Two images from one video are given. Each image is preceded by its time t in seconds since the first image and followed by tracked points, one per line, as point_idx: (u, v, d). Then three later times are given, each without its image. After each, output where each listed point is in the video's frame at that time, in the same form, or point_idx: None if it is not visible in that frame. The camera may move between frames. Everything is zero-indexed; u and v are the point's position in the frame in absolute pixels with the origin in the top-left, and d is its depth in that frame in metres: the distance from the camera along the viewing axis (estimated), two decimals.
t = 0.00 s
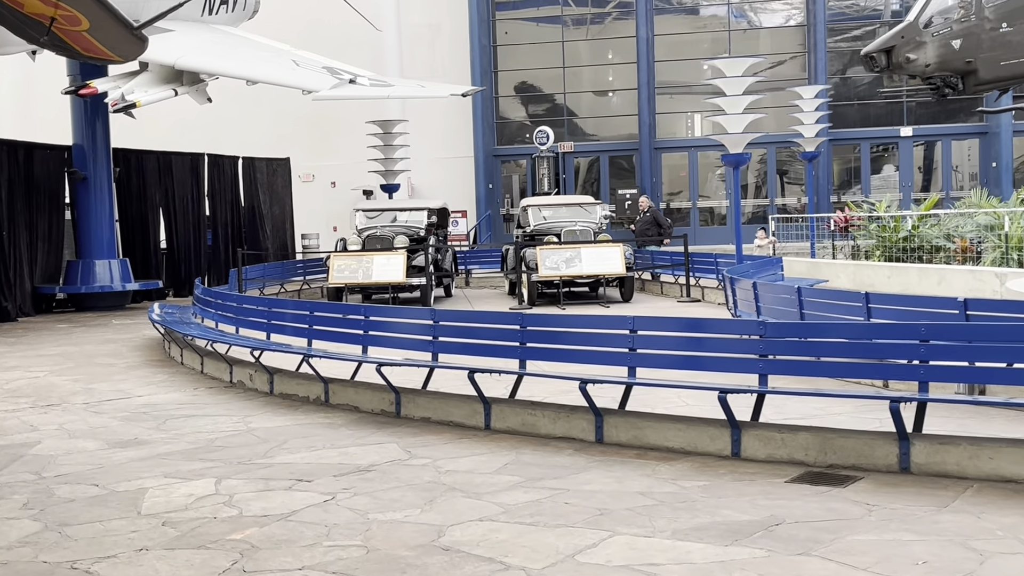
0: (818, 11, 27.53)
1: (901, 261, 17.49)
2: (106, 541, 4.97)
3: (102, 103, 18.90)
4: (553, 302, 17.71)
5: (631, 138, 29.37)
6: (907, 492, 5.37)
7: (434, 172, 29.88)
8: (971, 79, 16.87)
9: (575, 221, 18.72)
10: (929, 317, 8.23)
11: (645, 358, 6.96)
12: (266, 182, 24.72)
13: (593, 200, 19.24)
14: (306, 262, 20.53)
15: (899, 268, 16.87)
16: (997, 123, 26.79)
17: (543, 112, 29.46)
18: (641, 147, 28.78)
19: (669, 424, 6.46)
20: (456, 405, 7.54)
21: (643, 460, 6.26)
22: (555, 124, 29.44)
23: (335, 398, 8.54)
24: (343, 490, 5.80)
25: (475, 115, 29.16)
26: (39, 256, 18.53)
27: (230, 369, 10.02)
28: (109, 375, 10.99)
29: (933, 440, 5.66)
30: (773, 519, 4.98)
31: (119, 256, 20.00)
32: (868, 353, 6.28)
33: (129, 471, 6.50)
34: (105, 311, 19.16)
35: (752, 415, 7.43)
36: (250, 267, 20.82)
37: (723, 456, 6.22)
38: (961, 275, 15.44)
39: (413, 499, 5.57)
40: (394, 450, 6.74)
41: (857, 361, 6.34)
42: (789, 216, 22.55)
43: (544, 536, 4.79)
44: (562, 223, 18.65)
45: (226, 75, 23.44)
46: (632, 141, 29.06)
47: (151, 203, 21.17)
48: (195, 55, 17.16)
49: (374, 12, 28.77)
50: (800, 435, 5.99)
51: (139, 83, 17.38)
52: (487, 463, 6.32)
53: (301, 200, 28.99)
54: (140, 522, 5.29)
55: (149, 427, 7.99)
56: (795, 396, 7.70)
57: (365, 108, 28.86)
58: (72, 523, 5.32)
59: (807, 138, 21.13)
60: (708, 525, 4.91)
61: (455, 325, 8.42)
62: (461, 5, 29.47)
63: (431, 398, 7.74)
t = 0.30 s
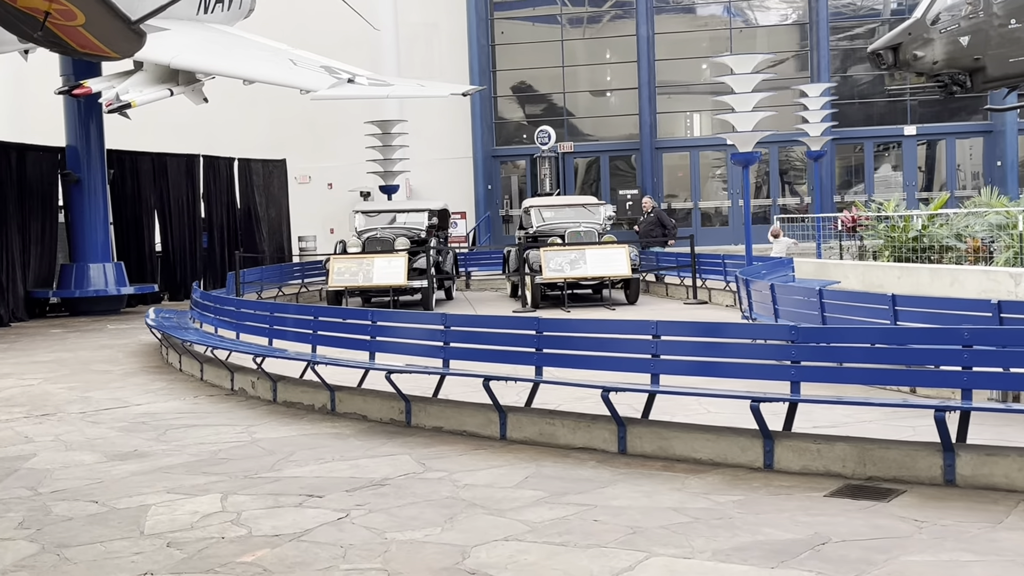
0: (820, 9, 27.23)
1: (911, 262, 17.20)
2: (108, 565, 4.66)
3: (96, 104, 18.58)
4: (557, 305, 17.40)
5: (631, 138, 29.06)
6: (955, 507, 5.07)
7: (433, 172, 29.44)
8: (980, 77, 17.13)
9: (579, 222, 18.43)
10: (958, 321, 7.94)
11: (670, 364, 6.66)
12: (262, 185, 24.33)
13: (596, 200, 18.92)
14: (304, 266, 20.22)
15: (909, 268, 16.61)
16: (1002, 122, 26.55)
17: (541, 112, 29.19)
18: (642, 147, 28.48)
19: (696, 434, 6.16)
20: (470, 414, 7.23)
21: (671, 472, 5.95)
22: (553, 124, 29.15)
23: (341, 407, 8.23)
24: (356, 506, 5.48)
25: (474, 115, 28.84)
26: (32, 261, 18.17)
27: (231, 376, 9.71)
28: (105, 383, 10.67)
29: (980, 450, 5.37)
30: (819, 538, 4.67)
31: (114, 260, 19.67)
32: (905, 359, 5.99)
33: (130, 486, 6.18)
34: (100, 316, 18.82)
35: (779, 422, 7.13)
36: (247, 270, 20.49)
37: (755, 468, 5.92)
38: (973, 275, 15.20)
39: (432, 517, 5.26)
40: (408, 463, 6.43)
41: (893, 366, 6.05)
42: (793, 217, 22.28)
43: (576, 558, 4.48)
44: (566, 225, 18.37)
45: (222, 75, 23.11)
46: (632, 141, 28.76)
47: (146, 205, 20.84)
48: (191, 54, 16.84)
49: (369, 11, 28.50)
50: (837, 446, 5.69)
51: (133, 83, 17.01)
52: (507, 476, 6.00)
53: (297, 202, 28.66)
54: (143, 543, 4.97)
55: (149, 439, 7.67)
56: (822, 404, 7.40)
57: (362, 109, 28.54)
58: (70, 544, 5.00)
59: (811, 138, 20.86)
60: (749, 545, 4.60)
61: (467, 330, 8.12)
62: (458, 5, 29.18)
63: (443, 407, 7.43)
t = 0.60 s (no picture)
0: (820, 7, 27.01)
1: (917, 262, 16.97)
2: None
3: (90, 103, 18.27)
4: (559, 306, 17.17)
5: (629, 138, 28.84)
6: (1005, 519, 4.83)
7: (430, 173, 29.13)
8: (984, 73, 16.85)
9: (581, 222, 18.19)
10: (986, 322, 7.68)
11: (694, 368, 6.42)
12: (257, 186, 24.00)
13: (598, 200, 18.66)
14: (301, 268, 19.95)
15: (916, 268, 16.40)
16: (1002, 120, 26.35)
17: (536, 112, 28.96)
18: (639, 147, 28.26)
19: (724, 442, 5.91)
20: (485, 422, 6.98)
21: (700, 482, 5.70)
22: (549, 124, 28.93)
23: (349, 414, 7.98)
24: (374, 521, 5.22)
25: (470, 115, 28.60)
26: (24, 264, 17.87)
27: (233, 382, 9.44)
28: (103, 389, 10.38)
29: None
30: (866, 553, 4.43)
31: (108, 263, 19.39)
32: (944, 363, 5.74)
33: (134, 500, 5.91)
34: (94, 319, 18.52)
35: (805, 429, 6.89)
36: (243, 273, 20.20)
37: (787, 478, 5.68)
38: (982, 275, 14.99)
39: (454, 532, 5.00)
40: (423, 474, 6.17)
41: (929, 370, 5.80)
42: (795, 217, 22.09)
43: None
44: (567, 225, 18.13)
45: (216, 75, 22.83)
46: (629, 141, 28.53)
47: (141, 207, 20.55)
48: (186, 53, 16.55)
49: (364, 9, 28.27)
50: (875, 454, 5.45)
51: (128, 83, 16.72)
52: (529, 487, 5.75)
53: (292, 204, 28.40)
54: (150, 562, 4.71)
55: (151, 448, 7.40)
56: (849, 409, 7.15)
57: (357, 109, 28.27)
58: (74, 564, 4.74)
59: (813, 137, 20.63)
60: (795, 561, 4.35)
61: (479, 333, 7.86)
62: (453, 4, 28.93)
63: (456, 414, 7.18)
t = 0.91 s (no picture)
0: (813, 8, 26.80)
1: (916, 265, 16.76)
2: None
3: (76, 106, 17.95)
4: (555, 310, 16.93)
5: (621, 140, 28.64)
6: None
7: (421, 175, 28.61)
8: (982, 74, 16.71)
9: (577, 225, 17.95)
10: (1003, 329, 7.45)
11: (707, 377, 6.17)
12: (246, 190, 23.68)
13: (592, 203, 18.42)
14: (290, 273, 19.66)
15: (916, 271, 16.22)
16: (997, 121, 26.19)
17: (525, 115, 28.73)
18: (631, 149, 28.05)
19: (743, 454, 5.67)
20: (490, 432, 6.71)
21: (719, 497, 5.45)
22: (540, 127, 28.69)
23: (346, 424, 7.70)
24: (378, 541, 4.95)
25: (461, 118, 28.33)
26: (9, 269, 17.55)
27: (224, 391, 9.15)
28: (90, 398, 10.08)
29: None
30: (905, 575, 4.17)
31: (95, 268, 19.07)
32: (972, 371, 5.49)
33: (124, 518, 5.62)
34: (81, 326, 18.20)
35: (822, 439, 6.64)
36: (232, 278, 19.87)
37: (810, 492, 5.43)
38: (984, 278, 14.81)
39: (464, 552, 4.73)
40: (428, 489, 5.89)
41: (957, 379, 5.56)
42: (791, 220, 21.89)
43: None
44: (561, 228, 17.89)
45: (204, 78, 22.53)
46: (620, 143, 28.32)
47: (128, 212, 20.24)
48: (174, 55, 16.25)
49: (353, 10, 28.03)
50: (903, 467, 5.21)
51: (115, 85, 16.41)
52: (540, 502, 5.49)
53: (281, 208, 28.09)
54: None
55: (141, 461, 7.10)
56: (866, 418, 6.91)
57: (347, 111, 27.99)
58: None
59: (809, 139, 20.43)
60: None
61: (482, 341, 7.60)
62: (443, 5, 28.69)
63: (459, 425, 6.91)
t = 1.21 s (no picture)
0: (806, 16, 26.53)
1: (915, 275, 16.52)
2: None
3: (61, 118, 17.63)
4: (549, 322, 16.64)
5: (613, 150, 28.42)
6: None
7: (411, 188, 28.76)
8: (979, 82, 16.56)
9: (571, 237, 17.69)
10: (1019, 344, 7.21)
11: (718, 396, 5.90)
12: (234, 202, 23.38)
13: (586, 213, 18.16)
14: (280, 285, 19.35)
15: (916, 281, 15.99)
16: (991, 130, 26.02)
17: (515, 125, 28.50)
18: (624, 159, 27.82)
19: (758, 478, 5.41)
20: (491, 455, 6.44)
21: (734, 524, 5.19)
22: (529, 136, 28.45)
23: (339, 445, 7.42)
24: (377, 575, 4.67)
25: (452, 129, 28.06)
26: None
27: (213, 411, 8.86)
28: (74, 417, 9.77)
29: None
30: None
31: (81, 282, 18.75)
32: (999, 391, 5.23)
33: (107, 549, 5.33)
34: (66, 341, 17.87)
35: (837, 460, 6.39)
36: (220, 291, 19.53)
37: (830, 518, 5.18)
38: (986, 288, 14.60)
39: None
40: (427, 516, 5.62)
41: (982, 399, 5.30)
42: (787, 230, 21.68)
43: None
44: (555, 239, 17.62)
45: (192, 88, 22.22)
46: (612, 153, 28.08)
47: (114, 224, 19.92)
48: (161, 65, 15.94)
49: (342, 18, 27.77)
50: (928, 492, 4.96)
51: (100, 94, 16.08)
52: (546, 531, 5.22)
53: (270, 219, 27.78)
54: None
55: (126, 486, 6.81)
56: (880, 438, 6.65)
57: (337, 121, 27.70)
58: None
59: (805, 147, 20.19)
60: None
61: (482, 359, 7.33)
62: (434, 14, 28.45)
63: (459, 446, 6.63)
